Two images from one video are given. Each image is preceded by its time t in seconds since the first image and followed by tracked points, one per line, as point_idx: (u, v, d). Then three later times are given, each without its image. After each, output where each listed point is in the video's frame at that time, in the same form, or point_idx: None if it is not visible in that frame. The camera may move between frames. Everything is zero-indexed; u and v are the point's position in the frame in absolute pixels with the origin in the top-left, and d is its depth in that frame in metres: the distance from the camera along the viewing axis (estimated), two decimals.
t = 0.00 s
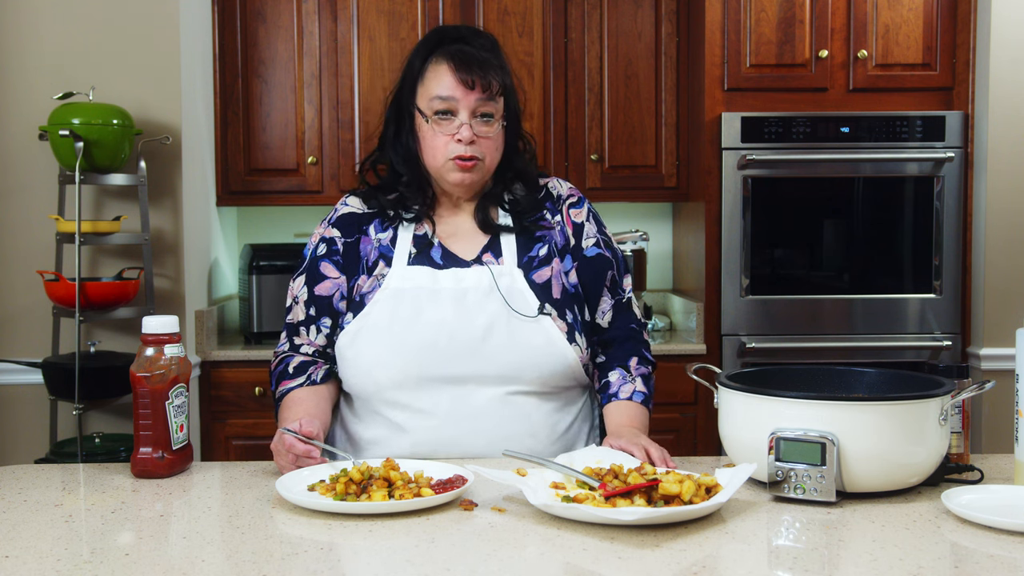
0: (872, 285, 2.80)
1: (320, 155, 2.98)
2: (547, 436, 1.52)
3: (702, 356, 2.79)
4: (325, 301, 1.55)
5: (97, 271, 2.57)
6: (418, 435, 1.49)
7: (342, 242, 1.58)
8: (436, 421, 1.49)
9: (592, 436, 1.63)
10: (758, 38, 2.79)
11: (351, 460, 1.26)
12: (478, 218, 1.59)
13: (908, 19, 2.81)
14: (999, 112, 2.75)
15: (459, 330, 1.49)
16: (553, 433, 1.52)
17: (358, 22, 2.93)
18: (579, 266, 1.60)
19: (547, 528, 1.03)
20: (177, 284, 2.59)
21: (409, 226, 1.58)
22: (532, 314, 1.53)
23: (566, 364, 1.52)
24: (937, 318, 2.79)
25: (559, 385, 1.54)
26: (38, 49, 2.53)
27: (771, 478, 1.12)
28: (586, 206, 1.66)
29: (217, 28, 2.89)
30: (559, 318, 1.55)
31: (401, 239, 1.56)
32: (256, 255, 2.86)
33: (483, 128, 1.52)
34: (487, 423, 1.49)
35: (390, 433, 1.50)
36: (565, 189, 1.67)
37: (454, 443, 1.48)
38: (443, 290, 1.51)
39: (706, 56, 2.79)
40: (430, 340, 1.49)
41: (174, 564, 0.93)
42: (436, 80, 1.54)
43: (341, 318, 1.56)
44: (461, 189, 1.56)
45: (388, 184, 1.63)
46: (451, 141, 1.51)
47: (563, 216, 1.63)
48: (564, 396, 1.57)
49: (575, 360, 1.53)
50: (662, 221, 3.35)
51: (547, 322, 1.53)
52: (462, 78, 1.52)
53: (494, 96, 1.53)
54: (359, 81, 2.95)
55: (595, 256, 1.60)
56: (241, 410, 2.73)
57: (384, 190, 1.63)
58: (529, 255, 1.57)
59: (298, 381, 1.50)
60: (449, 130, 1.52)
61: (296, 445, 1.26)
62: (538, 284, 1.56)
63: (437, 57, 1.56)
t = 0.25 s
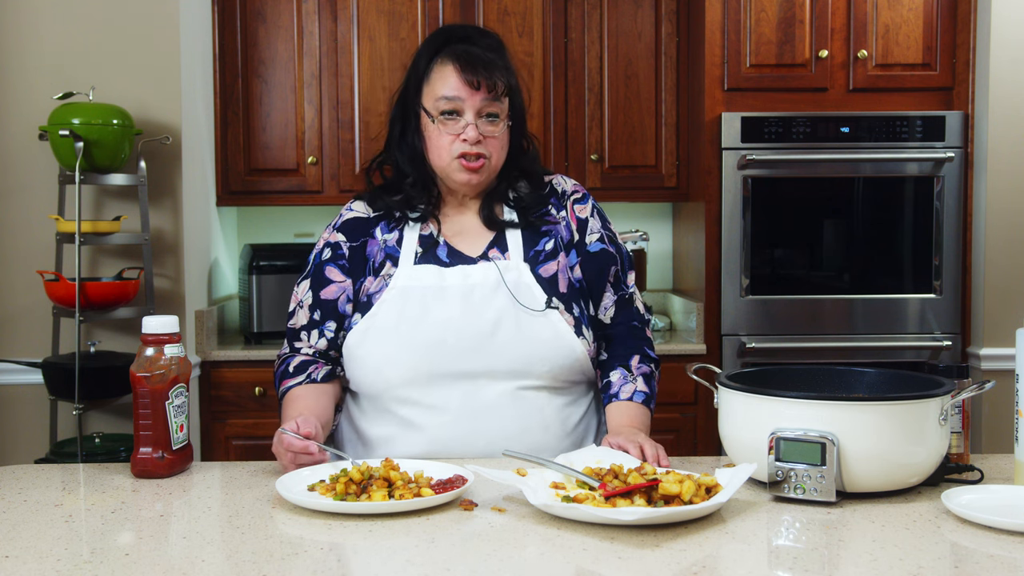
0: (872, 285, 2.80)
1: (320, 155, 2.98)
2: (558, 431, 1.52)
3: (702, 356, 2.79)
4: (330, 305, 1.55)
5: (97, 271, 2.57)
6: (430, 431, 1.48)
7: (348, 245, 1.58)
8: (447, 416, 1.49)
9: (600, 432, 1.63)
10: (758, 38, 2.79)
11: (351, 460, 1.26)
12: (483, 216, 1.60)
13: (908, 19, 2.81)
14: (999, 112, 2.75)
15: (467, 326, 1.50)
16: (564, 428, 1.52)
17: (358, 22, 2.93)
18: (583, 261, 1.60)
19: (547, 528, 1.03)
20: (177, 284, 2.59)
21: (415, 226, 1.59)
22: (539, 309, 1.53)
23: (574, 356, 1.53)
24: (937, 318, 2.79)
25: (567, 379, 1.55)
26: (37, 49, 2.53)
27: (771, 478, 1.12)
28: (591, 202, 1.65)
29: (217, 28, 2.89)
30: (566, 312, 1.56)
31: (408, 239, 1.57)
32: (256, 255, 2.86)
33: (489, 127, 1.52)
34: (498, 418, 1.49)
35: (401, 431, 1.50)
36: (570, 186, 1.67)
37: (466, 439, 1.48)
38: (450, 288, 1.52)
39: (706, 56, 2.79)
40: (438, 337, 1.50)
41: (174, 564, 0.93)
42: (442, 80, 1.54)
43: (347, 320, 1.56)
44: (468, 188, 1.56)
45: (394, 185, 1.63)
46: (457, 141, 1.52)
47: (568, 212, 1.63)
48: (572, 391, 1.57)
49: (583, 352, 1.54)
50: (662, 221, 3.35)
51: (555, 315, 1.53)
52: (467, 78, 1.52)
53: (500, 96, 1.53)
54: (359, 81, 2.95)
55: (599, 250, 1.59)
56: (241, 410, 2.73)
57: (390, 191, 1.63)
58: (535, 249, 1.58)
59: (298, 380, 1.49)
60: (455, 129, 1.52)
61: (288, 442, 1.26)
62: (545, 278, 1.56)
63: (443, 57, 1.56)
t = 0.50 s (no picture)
0: (872, 285, 2.80)
1: (320, 155, 2.98)
2: (567, 424, 1.51)
3: (702, 356, 2.79)
4: (335, 303, 1.56)
5: (97, 271, 2.57)
6: (439, 425, 1.48)
7: (352, 244, 1.59)
8: (456, 410, 1.49)
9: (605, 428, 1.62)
10: (758, 38, 2.79)
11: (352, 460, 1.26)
12: (489, 211, 1.60)
13: (908, 19, 2.81)
14: (999, 112, 2.75)
15: (474, 320, 1.50)
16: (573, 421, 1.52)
17: (358, 22, 2.93)
18: (587, 258, 1.60)
19: (547, 528, 1.03)
20: (177, 284, 2.59)
21: (421, 222, 1.59)
22: (546, 302, 1.54)
23: (580, 349, 1.53)
24: (937, 318, 2.79)
25: (574, 372, 1.55)
26: (37, 49, 2.53)
27: (771, 479, 1.12)
28: (595, 200, 1.66)
29: (217, 28, 2.89)
30: (572, 306, 1.56)
31: (414, 235, 1.58)
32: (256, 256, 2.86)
33: (494, 122, 1.54)
34: (507, 411, 1.49)
35: (411, 425, 1.50)
36: (575, 184, 1.68)
37: (476, 432, 1.48)
38: (456, 282, 1.52)
39: (706, 56, 2.79)
40: (446, 331, 1.50)
41: (174, 564, 0.93)
42: (448, 76, 1.56)
43: (352, 317, 1.57)
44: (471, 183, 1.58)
45: (402, 184, 1.64)
46: (462, 135, 1.54)
47: (573, 209, 1.63)
48: (580, 384, 1.57)
49: (589, 345, 1.54)
50: (662, 221, 3.35)
51: (561, 308, 1.54)
52: (473, 74, 1.55)
53: (505, 92, 1.56)
54: (359, 81, 2.95)
55: (603, 248, 1.60)
56: (241, 410, 2.73)
57: (397, 190, 1.63)
58: (541, 244, 1.58)
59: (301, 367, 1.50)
60: (461, 124, 1.54)
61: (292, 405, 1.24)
62: (551, 273, 1.57)
63: (450, 55, 1.59)
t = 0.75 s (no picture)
0: (872, 285, 2.80)
1: (320, 155, 2.98)
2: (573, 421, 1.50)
3: (702, 356, 2.79)
4: (338, 297, 1.55)
5: (97, 271, 2.57)
6: (445, 421, 1.47)
7: (358, 240, 1.59)
8: (462, 406, 1.47)
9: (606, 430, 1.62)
10: (758, 38, 2.79)
11: (352, 460, 1.26)
12: (494, 208, 1.61)
13: (908, 19, 2.81)
14: (999, 112, 2.75)
15: (481, 316, 1.50)
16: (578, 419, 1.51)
17: (358, 22, 2.93)
18: (593, 256, 1.61)
19: (547, 528, 1.03)
20: (177, 284, 2.59)
21: (428, 220, 1.60)
22: (552, 298, 1.54)
23: (586, 345, 1.53)
24: (937, 318, 2.79)
25: (579, 370, 1.55)
26: (37, 49, 2.53)
27: (771, 479, 1.12)
28: (601, 200, 1.68)
29: (217, 28, 2.89)
30: (578, 302, 1.57)
31: (420, 232, 1.58)
32: (256, 255, 2.86)
33: (500, 115, 1.56)
34: (514, 407, 1.48)
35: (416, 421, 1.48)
36: (580, 184, 1.70)
37: (482, 429, 1.47)
38: (463, 279, 1.52)
39: (706, 56, 2.79)
40: (453, 326, 1.49)
41: (174, 564, 0.92)
42: (455, 71, 1.59)
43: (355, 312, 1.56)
44: (478, 177, 1.59)
45: (408, 182, 1.65)
46: (470, 127, 1.55)
47: (579, 208, 1.65)
48: (585, 383, 1.57)
49: (595, 342, 1.54)
50: (662, 221, 3.35)
51: (568, 306, 1.54)
52: (480, 68, 1.57)
53: (511, 87, 1.58)
54: (359, 81, 2.95)
55: (608, 246, 1.62)
56: (241, 410, 2.73)
57: (404, 187, 1.65)
58: (547, 242, 1.60)
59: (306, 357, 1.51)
60: (468, 117, 1.56)
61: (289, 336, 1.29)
62: (557, 270, 1.58)
63: (456, 52, 1.62)
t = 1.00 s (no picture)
0: (872, 285, 2.80)
1: (320, 155, 2.98)
2: (575, 423, 1.51)
3: (702, 356, 2.79)
4: (342, 301, 1.55)
5: (97, 271, 2.57)
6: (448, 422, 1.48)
7: (361, 242, 1.58)
8: (465, 407, 1.48)
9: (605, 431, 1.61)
10: (758, 38, 2.79)
11: (352, 460, 1.26)
12: (499, 210, 1.60)
13: (908, 19, 2.81)
14: (999, 112, 2.75)
15: (484, 318, 1.51)
16: (581, 421, 1.52)
17: (358, 22, 2.93)
18: (596, 259, 1.61)
19: (547, 528, 1.03)
20: (177, 284, 2.59)
21: (431, 220, 1.60)
22: (555, 300, 1.54)
23: (589, 347, 1.53)
24: (937, 317, 2.79)
25: (582, 371, 1.55)
26: (37, 49, 2.53)
27: (771, 478, 1.12)
28: (604, 204, 1.66)
29: (217, 28, 2.89)
30: (581, 305, 1.56)
31: (423, 233, 1.58)
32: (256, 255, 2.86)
33: (509, 118, 1.57)
34: (516, 409, 1.49)
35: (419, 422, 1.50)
36: (583, 188, 1.68)
37: (484, 430, 1.48)
38: (467, 280, 1.53)
39: (706, 56, 2.79)
40: (456, 328, 1.50)
41: (174, 564, 0.92)
42: (464, 72, 1.58)
43: (359, 315, 1.57)
44: (485, 179, 1.59)
45: (413, 182, 1.65)
46: (479, 130, 1.55)
47: (582, 211, 1.64)
48: (587, 384, 1.57)
49: (598, 344, 1.54)
50: (662, 221, 3.35)
51: (571, 308, 1.54)
52: (489, 70, 1.57)
53: (519, 89, 1.59)
54: (359, 81, 2.95)
55: (611, 250, 1.60)
56: (241, 410, 2.73)
57: (407, 187, 1.64)
58: (551, 245, 1.59)
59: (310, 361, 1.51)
60: (477, 119, 1.56)
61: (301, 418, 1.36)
62: (560, 273, 1.57)
63: (465, 53, 1.61)
